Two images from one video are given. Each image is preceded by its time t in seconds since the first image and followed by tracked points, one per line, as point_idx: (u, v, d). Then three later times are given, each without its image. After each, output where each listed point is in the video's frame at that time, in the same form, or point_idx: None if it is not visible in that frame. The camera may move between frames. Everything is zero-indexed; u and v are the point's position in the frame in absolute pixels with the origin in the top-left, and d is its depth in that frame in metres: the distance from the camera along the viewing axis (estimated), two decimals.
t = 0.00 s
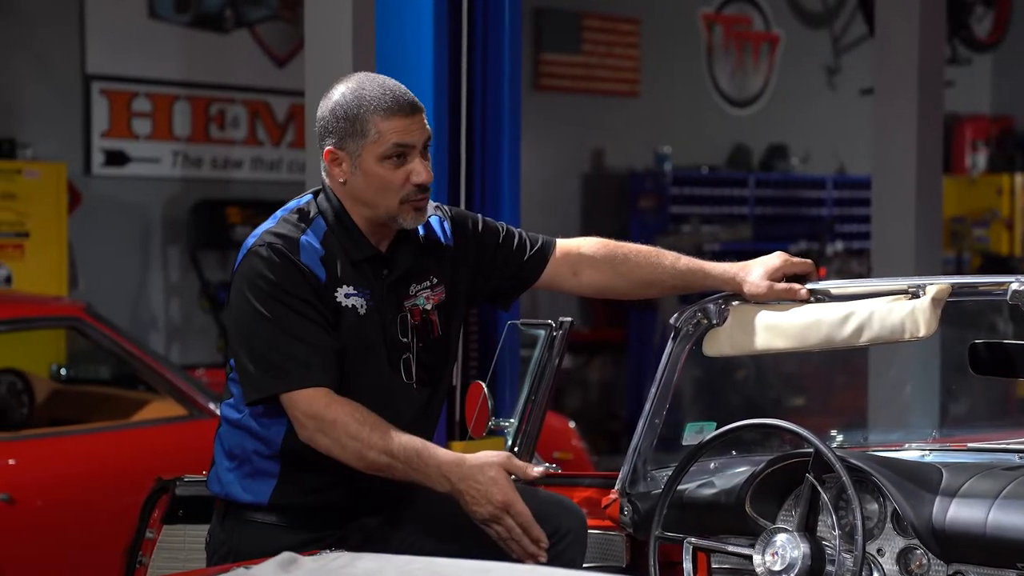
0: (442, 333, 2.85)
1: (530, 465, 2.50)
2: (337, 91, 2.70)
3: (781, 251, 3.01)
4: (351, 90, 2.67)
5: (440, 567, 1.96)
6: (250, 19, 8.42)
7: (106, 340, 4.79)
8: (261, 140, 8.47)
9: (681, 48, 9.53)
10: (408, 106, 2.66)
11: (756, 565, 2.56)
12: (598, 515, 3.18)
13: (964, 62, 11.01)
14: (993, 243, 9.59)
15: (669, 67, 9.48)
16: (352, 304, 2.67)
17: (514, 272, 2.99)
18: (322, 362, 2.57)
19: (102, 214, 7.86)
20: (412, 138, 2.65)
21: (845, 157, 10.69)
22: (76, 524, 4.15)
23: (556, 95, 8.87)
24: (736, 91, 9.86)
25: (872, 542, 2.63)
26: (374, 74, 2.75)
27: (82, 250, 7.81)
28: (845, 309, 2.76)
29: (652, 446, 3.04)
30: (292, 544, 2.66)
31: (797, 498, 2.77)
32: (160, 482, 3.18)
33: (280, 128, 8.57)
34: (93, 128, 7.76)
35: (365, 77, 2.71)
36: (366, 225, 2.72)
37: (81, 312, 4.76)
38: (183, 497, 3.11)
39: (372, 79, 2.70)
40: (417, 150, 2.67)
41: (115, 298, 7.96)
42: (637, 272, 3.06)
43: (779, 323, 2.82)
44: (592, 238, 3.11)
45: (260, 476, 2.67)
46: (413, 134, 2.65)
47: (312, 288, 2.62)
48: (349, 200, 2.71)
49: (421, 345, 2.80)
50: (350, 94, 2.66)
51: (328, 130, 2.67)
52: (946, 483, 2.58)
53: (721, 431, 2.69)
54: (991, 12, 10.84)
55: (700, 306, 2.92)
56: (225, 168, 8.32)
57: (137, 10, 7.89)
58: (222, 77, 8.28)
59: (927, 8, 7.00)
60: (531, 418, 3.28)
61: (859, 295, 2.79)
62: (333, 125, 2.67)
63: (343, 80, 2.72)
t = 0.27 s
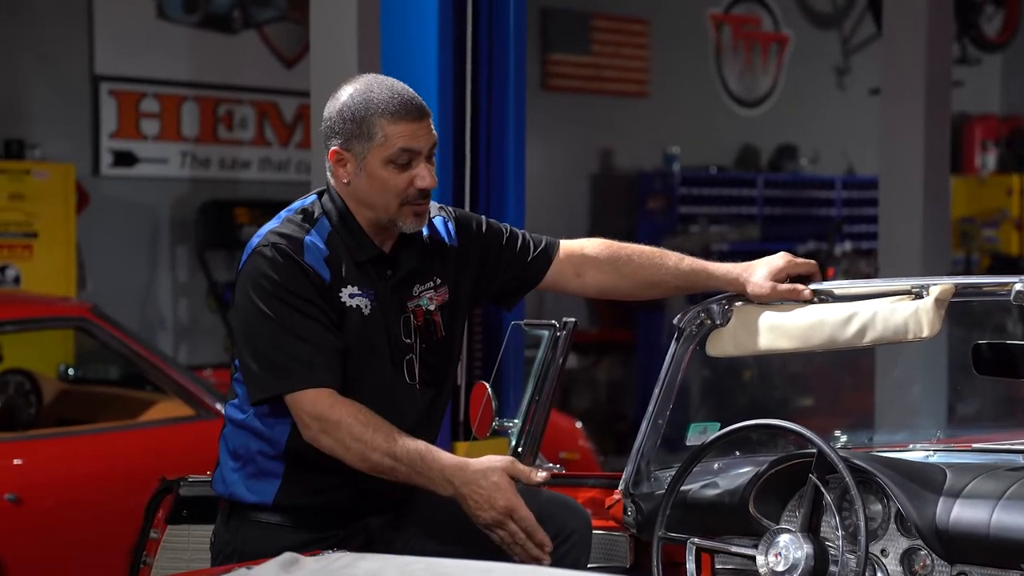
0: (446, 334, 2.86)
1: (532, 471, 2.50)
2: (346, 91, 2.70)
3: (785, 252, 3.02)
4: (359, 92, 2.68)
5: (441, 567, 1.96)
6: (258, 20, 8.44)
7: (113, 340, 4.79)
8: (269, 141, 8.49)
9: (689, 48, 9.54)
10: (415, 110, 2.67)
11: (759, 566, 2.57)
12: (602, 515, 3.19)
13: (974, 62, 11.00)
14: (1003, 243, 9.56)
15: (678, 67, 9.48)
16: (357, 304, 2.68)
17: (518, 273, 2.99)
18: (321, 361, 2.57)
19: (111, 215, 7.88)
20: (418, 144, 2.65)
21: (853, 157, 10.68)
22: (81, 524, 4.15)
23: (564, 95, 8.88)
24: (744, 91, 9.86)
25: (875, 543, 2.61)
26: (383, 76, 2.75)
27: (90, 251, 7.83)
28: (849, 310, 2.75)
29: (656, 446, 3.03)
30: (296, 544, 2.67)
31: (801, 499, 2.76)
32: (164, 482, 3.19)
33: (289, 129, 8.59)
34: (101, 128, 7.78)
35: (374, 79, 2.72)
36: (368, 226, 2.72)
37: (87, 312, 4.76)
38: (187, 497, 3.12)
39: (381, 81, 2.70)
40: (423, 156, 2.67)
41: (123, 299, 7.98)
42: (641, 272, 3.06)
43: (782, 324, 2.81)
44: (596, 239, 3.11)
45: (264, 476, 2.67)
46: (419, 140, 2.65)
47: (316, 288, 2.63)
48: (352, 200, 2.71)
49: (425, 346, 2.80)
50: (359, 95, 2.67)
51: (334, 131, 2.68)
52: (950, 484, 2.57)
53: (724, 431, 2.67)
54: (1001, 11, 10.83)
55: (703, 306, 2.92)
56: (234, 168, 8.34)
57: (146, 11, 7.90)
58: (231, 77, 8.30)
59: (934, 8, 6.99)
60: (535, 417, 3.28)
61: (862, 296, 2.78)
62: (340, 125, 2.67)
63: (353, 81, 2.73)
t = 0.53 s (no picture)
0: (446, 334, 2.86)
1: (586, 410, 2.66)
2: (341, 94, 2.71)
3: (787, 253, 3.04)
4: (354, 96, 2.69)
5: (442, 567, 1.96)
6: (265, 20, 8.44)
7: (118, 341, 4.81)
8: (276, 142, 8.50)
9: (696, 48, 9.53)
10: (409, 113, 2.67)
11: (761, 566, 2.57)
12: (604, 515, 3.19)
13: (982, 62, 10.98)
14: (1011, 243, 9.53)
15: (685, 67, 9.47)
16: (365, 300, 2.68)
17: (519, 273, 2.99)
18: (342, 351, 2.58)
19: (117, 215, 7.89)
20: (411, 148, 2.65)
21: (860, 157, 10.67)
22: (86, 524, 4.16)
23: (571, 95, 8.85)
24: (751, 92, 9.85)
25: (877, 543, 2.61)
26: (380, 77, 2.76)
27: (96, 251, 7.83)
28: (850, 311, 2.74)
29: (657, 447, 3.04)
30: (295, 544, 2.68)
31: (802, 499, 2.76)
32: (167, 482, 3.20)
33: (295, 129, 8.60)
34: (108, 129, 7.79)
35: (370, 80, 2.72)
36: (366, 227, 2.73)
37: (93, 312, 4.77)
38: (189, 497, 3.13)
39: (377, 83, 2.71)
40: (417, 159, 2.68)
41: (130, 300, 7.98)
42: (641, 273, 3.07)
43: (784, 325, 2.80)
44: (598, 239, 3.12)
45: (263, 476, 2.68)
46: (413, 143, 2.66)
47: (328, 283, 2.63)
48: (349, 202, 2.72)
49: (424, 346, 2.82)
50: (353, 99, 2.68)
51: (329, 134, 2.69)
52: (952, 484, 2.57)
53: (726, 431, 2.67)
54: (1009, 11, 10.81)
55: (705, 307, 2.91)
56: (241, 169, 8.36)
57: (152, 11, 7.91)
58: (237, 78, 8.30)
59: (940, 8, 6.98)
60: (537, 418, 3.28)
61: (864, 297, 2.78)
62: (335, 129, 2.68)
63: (349, 83, 2.74)
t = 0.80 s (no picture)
0: (447, 334, 2.86)
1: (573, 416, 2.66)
2: (336, 90, 2.75)
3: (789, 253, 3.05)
4: (347, 91, 2.72)
5: (441, 567, 1.97)
6: (270, 20, 8.46)
7: (123, 340, 4.82)
8: (282, 142, 8.51)
9: (702, 48, 9.53)
10: (401, 107, 2.69)
11: (762, 566, 2.57)
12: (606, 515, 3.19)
13: (989, 62, 10.97)
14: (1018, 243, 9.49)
15: (691, 67, 9.48)
16: (362, 300, 2.70)
17: (520, 274, 3.00)
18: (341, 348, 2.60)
19: (123, 215, 7.91)
20: (401, 140, 2.66)
21: (867, 157, 10.66)
22: (90, 524, 4.16)
23: (576, 95, 8.86)
24: (758, 92, 9.85)
25: (879, 543, 2.61)
26: (377, 75, 2.79)
27: (102, 251, 7.85)
28: (852, 311, 2.74)
29: (660, 446, 3.04)
30: (298, 543, 2.68)
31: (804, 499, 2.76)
32: (169, 482, 3.21)
33: (301, 130, 8.61)
34: (114, 129, 7.81)
35: (365, 78, 2.76)
36: (363, 225, 2.74)
37: (98, 312, 4.78)
38: (192, 497, 3.14)
39: (371, 80, 2.74)
40: (408, 153, 2.68)
41: (136, 301, 7.99)
42: (643, 273, 3.07)
43: (785, 324, 2.80)
44: (600, 239, 3.12)
45: (266, 475, 2.68)
46: (403, 136, 2.67)
47: (325, 282, 2.65)
48: (345, 198, 2.74)
49: (425, 346, 2.82)
50: (346, 93, 2.71)
51: (324, 130, 2.73)
52: (953, 485, 2.57)
53: (728, 431, 2.67)
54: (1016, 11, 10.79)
55: (707, 307, 2.91)
56: (247, 169, 8.37)
57: (158, 11, 7.92)
58: (244, 78, 8.32)
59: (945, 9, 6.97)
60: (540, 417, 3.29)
61: (865, 297, 2.78)
62: (329, 124, 2.72)
63: (346, 81, 2.77)
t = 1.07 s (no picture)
0: (447, 334, 2.86)
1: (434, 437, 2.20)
2: (336, 89, 2.76)
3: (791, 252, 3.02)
4: (345, 89, 2.73)
5: (440, 567, 1.97)
6: (276, 20, 8.47)
7: (127, 340, 4.82)
8: (288, 142, 8.52)
9: (709, 48, 9.53)
10: (399, 104, 2.69)
11: (762, 565, 2.57)
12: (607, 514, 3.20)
13: (997, 61, 10.95)
14: None
15: (697, 67, 9.47)
16: (353, 305, 2.70)
17: (521, 273, 3.01)
18: (309, 361, 2.58)
19: (128, 215, 7.92)
20: (400, 136, 2.67)
21: (873, 156, 10.65)
22: (94, 525, 4.17)
23: (582, 95, 8.86)
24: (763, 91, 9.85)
25: (880, 543, 2.61)
26: (376, 74, 2.80)
27: (108, 251, 7.87)
28: (852, 311, 2.75)
29: (661, 445, 3.08)
30: (298, 541, 2.69)
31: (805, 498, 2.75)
32: (172, 481, 3.23)
33: (307, 129, 8.63)
34: (120, 129, 7.82)
35: (364, 75, 2.76)
36: (365, 224, 2.75)
37: (103, 312, 4.79)
38: (193, 496, 3.15)
39: (369, 78, 2.75)
40: (408, 149, 2.69)
41: (143, 301, 8.01)
42: (644, 273, 3.07)
43: (786, 324, 2.82)
44: (601, 240, 3.13)
45: (267, 474, 2.69)
46: (402, 132, 2.68)
47: (310, 290, 2.64)
48: (348, 197, 2.75)
49: (426, 346, 2.82)
50: (345, 92, 2.72)
51: (324, 130, 2.74)
52: (954, 485, 2.57)
53: (729, 431, 2.67)
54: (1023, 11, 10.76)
55: (708, 307, 2.95)
56: (253, 169, 8.39)
57: (165, 11, 7.93)
58: (250, 79, 8.33)
59: (950, 8, 6.97)
60: (541, 417, 3.29)
61: (866, 296, 2.77)
62: (328, 124, 2.73)
63: (346, 79, 2.78)
